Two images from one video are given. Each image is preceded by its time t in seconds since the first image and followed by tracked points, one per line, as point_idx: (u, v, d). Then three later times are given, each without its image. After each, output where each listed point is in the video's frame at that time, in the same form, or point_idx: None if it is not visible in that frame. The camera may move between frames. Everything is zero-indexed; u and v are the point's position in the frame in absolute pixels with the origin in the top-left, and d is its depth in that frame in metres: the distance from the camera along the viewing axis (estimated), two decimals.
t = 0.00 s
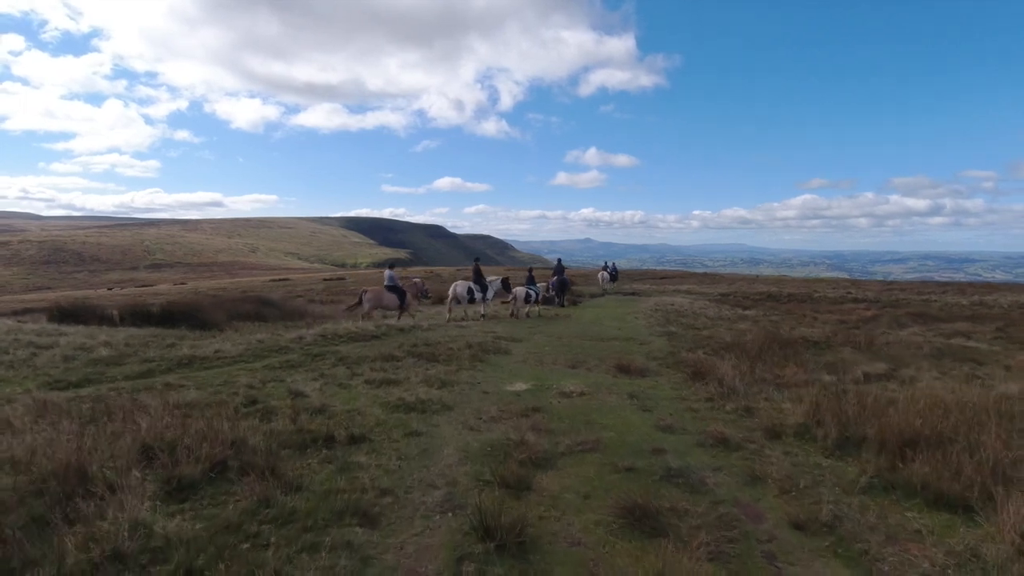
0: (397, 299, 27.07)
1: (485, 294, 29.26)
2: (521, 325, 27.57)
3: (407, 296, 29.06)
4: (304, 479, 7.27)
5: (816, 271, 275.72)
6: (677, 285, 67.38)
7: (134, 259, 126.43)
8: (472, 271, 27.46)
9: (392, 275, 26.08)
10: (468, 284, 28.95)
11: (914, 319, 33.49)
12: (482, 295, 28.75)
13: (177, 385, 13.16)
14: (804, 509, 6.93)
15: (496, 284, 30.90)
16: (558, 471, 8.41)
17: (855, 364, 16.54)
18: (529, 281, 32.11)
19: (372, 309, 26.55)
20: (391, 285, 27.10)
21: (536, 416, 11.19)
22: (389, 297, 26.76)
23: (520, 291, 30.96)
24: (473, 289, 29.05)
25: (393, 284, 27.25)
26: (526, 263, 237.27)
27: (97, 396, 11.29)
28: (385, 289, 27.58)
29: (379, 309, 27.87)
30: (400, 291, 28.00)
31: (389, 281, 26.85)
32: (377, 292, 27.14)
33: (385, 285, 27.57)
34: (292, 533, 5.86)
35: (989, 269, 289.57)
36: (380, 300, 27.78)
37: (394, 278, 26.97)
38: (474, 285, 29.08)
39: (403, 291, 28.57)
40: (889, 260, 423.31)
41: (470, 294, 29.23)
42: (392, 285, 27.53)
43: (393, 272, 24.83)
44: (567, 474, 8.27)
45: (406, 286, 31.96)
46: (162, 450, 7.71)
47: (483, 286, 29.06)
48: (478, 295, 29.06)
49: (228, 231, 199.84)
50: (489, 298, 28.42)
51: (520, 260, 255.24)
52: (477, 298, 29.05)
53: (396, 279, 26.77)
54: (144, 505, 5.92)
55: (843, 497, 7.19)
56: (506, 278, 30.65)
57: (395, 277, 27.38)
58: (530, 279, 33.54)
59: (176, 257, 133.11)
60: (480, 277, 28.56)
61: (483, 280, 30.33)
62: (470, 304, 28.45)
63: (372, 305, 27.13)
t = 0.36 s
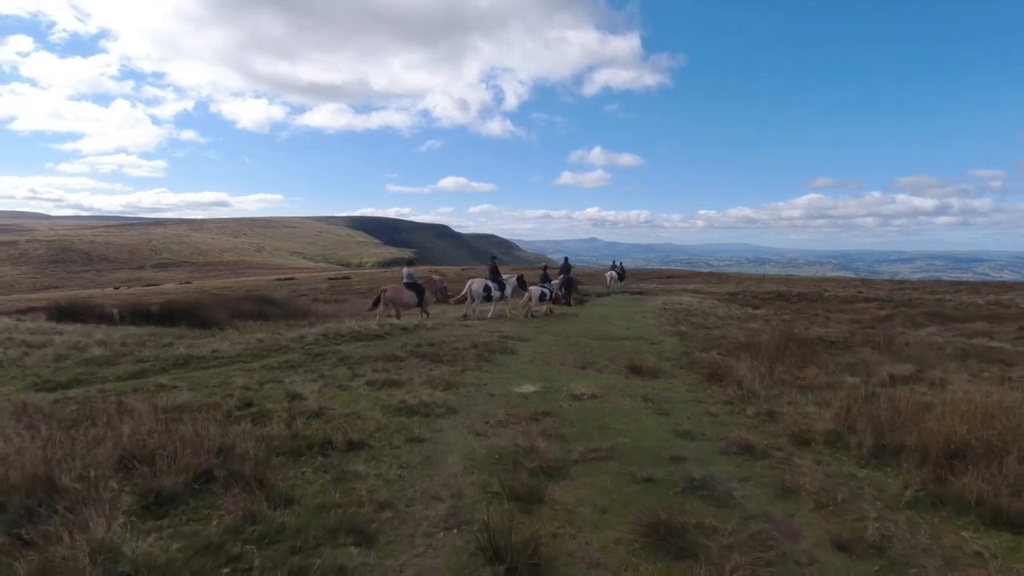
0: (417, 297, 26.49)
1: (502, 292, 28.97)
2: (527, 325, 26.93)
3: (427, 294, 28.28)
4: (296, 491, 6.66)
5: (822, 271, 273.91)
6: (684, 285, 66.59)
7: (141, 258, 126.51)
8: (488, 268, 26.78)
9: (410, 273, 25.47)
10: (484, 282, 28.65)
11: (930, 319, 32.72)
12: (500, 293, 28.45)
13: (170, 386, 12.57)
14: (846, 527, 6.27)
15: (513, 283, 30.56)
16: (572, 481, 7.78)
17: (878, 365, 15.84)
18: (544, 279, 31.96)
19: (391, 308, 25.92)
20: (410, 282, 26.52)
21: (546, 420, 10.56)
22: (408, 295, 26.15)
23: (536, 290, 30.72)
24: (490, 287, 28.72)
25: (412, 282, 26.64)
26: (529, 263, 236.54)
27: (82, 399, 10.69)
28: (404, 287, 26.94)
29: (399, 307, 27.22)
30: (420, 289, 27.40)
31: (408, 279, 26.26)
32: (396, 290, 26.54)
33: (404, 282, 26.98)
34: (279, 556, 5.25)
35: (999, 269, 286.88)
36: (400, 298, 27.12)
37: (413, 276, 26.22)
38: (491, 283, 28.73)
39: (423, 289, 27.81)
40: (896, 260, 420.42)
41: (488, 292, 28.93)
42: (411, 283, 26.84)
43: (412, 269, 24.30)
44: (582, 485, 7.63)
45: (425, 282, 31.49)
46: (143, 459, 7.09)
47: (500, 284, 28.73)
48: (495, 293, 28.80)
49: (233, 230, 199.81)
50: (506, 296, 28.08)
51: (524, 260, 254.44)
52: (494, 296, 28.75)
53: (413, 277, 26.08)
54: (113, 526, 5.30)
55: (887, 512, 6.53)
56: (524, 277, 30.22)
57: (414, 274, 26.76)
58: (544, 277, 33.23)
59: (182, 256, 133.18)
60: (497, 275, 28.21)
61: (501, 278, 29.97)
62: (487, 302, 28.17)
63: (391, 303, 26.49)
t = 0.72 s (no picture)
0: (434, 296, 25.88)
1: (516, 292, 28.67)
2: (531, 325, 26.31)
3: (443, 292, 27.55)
4: (283, 512, 6.05)
5: (825, 271, 273.07)
6: (687, 285, 65.94)
7: (142, 257, 126.09)
8: (502, 268, 26.05)
9: (427, 271, 24.76)
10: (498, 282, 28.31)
11: (941, 319, 32.08)
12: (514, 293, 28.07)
13: (159, 390, 11.98)
14: (893, 553, 5.64)
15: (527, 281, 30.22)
16: (585, 498, 7.16)
17: (897, 369, 15.21)
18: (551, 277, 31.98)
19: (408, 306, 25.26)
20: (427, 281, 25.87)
21: (554, 428, 9.95)
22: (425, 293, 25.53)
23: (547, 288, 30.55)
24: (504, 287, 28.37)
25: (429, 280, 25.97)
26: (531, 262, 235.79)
27: (63, 404, 10.07)
28: (421, 286, 26.23)
29: (415, 305, 26.56)
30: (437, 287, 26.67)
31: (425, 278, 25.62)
32: (413, 288, 25.88)
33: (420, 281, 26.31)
34: None
35: (1001, 268, 285.76)
36: (416, 296, 26.45)
37: (430, 274, 25.48)
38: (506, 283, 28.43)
39: (440, 287, 27.05)
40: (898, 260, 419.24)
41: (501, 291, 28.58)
42: (427, 281, 26.13)
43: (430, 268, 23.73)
44: (595, 502, 7.02)
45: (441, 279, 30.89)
46: (116, 474, 6.47)
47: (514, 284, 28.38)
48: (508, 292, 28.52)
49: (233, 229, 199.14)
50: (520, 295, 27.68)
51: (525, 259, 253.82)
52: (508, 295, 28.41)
53: (430, 275, 25.34)
54: (71, 558, 4.69)
55: (935, 536, 5.91)
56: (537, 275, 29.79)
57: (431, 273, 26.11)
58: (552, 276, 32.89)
59: (184, 255, 132.69)
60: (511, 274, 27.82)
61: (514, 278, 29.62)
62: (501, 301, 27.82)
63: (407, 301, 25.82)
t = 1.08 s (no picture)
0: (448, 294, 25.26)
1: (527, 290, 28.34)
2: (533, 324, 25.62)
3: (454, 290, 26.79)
4: (263, 530, 5.40)
5: (825, 270, 272.49)
6: (690, 283, 65.20)
7: (141, 257, 125.37)
8: (513, 265, 25.37)
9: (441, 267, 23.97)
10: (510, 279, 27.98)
11: (950, 318, 31.43)
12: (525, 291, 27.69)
13: (141, 391, 11.29)
14: None
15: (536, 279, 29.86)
16: (600, 511, 6.49)
17: (918, 369, 14.56)
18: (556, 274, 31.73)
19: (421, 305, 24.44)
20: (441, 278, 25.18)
21: (562, 432, 9.29)
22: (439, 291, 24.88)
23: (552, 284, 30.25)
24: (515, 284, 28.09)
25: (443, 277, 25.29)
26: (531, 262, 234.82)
27: (34, 408, 9.38)
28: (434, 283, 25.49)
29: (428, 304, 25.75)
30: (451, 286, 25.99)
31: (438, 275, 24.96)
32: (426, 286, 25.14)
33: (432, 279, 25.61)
34: None
35: (1002, 268, 285.31)
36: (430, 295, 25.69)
37: (444, 272, 24.74)
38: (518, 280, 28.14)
39: (452, 285, 26.29)
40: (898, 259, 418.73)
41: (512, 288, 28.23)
42: (440, 279, 25.36)
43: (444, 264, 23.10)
44: (611, 516, 6.36)
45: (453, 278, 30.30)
46: (78, 486, 5.80)
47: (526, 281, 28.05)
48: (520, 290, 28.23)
49: (232, 229, 198.12)
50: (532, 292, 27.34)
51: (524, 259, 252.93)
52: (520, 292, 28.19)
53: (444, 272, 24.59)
54: None
55: (995, 557, 5.26)
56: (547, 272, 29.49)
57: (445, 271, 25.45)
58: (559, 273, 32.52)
59: (182, 254, 131.96)
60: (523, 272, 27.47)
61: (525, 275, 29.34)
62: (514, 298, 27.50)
63: (420, 300, 24.99)
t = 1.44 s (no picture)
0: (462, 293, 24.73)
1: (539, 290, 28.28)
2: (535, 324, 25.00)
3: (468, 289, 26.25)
4: (246, 562, 4.78)
5: (823, 270, 272.22)
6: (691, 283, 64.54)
7: (138, 256, 124.42)
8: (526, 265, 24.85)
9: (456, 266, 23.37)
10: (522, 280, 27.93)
11: (959, 318, 30.86)
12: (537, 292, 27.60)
13: (125, 398, 10.63)
14: None
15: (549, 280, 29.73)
16: (620, 535, 5.89)
17: (938, 373, 14.00)
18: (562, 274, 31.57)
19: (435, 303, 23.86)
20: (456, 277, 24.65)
21: (573, 442, 8.68)
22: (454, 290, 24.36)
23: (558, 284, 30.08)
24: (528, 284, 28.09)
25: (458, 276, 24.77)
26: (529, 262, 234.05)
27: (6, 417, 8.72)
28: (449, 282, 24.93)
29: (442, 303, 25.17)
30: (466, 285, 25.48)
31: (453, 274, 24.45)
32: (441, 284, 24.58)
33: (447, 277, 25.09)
34: None
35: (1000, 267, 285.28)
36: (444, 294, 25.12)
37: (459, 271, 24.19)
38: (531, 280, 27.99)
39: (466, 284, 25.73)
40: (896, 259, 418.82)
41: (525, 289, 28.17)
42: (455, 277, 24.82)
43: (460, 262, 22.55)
44: (633, 541, 5.76)
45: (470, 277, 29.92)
46: (39, 512, 5.17)
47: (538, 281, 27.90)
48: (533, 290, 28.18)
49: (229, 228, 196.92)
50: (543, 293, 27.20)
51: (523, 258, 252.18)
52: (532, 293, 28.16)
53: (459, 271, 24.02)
54: None
55: None
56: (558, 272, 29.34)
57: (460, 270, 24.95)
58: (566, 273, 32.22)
59: (178, 254, 130.93)
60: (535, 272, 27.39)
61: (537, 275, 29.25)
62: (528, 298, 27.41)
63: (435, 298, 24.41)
